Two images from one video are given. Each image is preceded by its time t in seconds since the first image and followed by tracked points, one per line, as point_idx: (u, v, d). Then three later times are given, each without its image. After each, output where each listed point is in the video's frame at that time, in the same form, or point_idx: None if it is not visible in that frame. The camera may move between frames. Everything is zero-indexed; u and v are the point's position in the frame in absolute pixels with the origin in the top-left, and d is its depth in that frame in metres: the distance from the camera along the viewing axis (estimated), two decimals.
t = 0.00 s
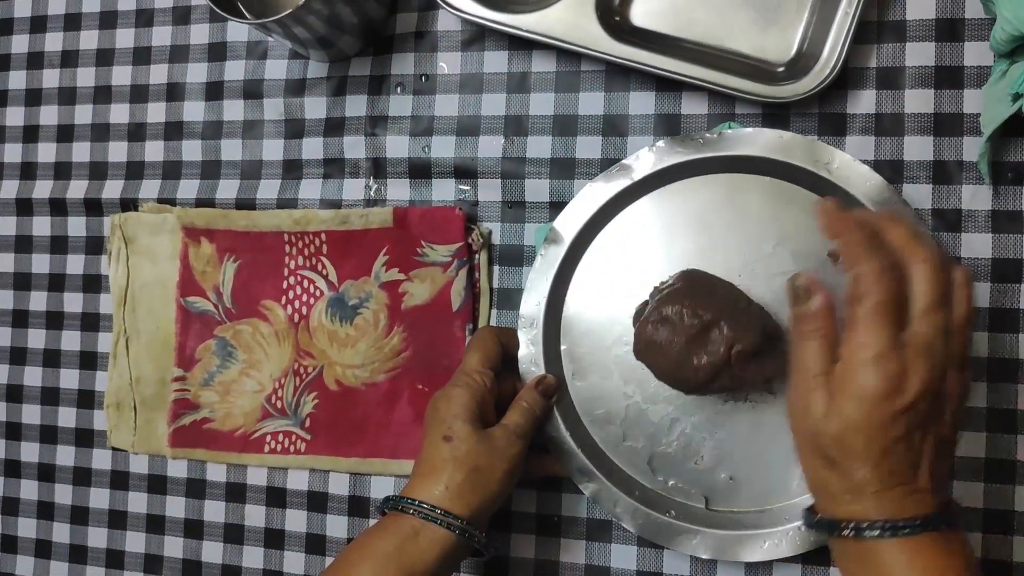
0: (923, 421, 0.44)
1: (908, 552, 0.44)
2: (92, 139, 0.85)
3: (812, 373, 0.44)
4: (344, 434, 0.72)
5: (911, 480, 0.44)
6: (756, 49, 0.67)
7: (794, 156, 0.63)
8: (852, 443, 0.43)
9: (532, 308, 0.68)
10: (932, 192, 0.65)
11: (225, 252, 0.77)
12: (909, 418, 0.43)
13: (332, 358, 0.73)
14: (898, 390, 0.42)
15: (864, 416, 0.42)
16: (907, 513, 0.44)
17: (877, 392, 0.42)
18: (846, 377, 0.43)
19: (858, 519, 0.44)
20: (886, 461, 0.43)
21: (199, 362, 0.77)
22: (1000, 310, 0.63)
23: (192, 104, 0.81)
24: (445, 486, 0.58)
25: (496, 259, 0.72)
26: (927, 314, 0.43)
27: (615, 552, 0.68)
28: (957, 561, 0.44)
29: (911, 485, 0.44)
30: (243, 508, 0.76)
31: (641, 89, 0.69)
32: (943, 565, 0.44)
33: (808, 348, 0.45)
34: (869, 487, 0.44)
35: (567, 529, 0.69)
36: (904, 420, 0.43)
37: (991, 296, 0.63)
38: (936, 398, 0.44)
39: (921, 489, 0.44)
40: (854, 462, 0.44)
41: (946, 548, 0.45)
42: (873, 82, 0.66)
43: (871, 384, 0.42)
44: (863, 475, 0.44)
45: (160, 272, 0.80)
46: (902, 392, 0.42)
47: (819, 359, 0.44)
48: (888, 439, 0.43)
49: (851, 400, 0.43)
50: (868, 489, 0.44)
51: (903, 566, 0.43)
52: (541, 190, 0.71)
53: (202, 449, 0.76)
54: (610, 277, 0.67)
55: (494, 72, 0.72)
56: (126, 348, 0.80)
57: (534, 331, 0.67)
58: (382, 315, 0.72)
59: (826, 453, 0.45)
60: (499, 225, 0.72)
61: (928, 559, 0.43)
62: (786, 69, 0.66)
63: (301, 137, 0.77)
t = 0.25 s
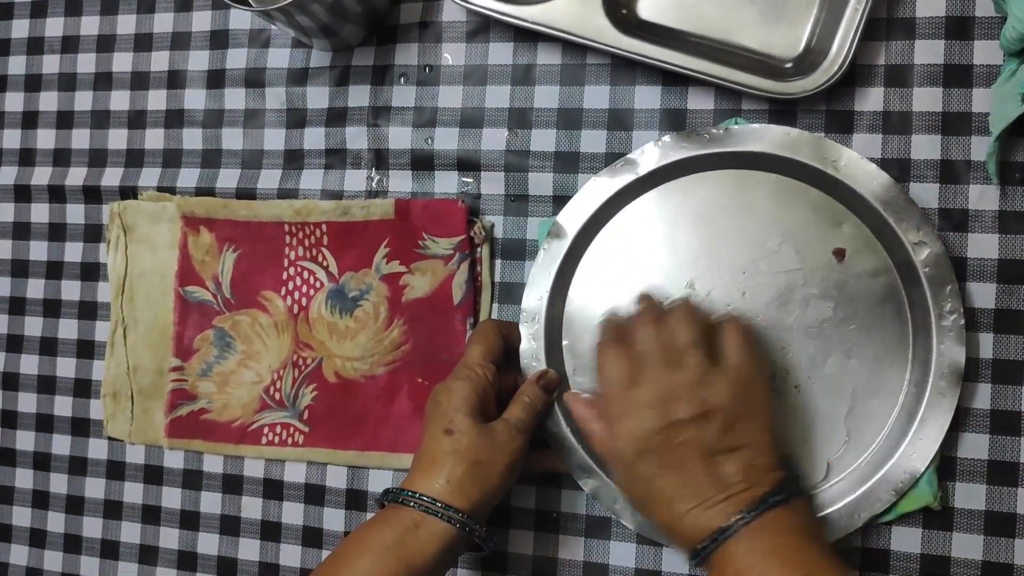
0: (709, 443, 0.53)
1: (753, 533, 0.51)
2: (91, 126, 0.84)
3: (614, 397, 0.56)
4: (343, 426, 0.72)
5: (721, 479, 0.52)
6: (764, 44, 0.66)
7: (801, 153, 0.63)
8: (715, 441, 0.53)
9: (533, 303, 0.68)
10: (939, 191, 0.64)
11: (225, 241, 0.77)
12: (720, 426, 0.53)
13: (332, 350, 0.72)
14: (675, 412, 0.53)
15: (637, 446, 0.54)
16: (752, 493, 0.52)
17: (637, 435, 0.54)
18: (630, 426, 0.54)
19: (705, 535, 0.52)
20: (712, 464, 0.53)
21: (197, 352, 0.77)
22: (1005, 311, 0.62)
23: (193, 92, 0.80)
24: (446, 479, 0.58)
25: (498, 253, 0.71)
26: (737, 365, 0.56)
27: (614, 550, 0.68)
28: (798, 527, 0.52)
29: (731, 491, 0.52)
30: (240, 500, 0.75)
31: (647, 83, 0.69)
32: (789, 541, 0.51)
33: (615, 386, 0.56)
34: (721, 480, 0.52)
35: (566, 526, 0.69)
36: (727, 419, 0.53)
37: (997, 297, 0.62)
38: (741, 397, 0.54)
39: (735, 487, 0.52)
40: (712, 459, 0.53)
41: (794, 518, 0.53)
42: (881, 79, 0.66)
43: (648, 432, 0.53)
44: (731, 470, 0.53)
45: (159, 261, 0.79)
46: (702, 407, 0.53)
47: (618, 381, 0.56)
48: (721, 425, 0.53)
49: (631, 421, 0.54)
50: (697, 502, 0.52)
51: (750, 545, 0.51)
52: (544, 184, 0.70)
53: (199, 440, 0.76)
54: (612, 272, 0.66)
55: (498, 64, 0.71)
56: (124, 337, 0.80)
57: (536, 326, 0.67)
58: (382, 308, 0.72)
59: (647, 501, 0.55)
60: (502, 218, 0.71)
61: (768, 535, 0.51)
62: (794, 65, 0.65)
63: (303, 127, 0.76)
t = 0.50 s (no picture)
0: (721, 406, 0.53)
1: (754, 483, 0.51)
2: (88, 118, 0.83)
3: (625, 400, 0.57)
4: (338, 423, 0.71)
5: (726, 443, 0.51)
6: (766, 41, 0.65)
7: (802, 152, 0.62)
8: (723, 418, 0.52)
9: (531, 301, 0.67)
10: (940, 191, 0.63)
11: (221, 236, 0.76)
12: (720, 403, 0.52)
13: (328, 347, 0.72)
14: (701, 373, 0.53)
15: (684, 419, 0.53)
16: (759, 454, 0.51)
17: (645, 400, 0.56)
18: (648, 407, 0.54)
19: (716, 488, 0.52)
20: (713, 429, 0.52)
21: (192, 347, 0.76)
22: (1006, 313, 0.62)
23: (191, 85, 0.79)
24: (440, 479, 0.58)
25: (496, 249, 0.71)
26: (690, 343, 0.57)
27: (610, 550, 0.67)
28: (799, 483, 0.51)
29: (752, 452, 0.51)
30: (234, 496, 0.75)
31: (647, 79, 0.68)
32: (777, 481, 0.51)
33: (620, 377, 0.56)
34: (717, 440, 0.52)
35: (562, 525, 0.68)
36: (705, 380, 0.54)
37: (998, 298, 0.62)
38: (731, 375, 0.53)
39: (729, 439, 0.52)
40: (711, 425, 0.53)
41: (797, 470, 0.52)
42: (884, 78, 0.65)
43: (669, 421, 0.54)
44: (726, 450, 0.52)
45: (154, 255, 0.78)
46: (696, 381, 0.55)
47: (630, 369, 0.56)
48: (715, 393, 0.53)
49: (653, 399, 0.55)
50: (712, 466, 0.51)
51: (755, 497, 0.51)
52: (543, 180, 0.70)
53: (194, 436, 0.75)
54: (611, 270, 0.66)
55: (498, 59, 0.71)
56: (119, 332, 0.79)
57: (533, 324, 0.67)
58: (379, 304, 0.71)
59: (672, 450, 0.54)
60: (500, 215, 0.70)
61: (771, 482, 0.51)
62: (796, 63, 0.65)
63: (301, 121, 0.75)
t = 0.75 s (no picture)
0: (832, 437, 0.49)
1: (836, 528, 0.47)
2: (80, 116, 0.83)
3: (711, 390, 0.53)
4: (329, 425, 0.71)
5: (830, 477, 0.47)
6: (763, 42, 0.65)
7: (797, 155, 0.62)
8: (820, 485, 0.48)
9: (524, 302, 0.67)
10: (937, 195, 0.63)
11: (213, 235, 0.76)
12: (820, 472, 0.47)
13: (319, 348, 0.71)
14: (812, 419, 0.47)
15: (787, 428, 0.47)
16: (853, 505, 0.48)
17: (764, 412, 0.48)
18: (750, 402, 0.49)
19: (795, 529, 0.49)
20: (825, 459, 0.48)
21: (183, 347, 0.76)
22: (1002, 318, 0.61)
23: (183, 83, 0.79)
24: (430, 484, 0.57)
25: (490, 250, 0.70)
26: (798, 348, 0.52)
27: (602, 554, 0.67)
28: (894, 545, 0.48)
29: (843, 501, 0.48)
30: (225, 497, 0.74)
31: (643, 80, 0.68)
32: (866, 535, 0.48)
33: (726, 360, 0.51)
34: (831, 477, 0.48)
35: (555, 529, 0.68)
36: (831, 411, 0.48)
37: (994, 303, 0.61)
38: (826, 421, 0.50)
39: (836, 479, 0.47)
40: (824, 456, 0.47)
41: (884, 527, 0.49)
42: (881, 80, 0.65)
43: (782, 429, 0.47)
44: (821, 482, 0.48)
45: (146, 254, 0.78)
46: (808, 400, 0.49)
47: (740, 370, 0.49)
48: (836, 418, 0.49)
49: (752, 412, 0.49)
50: (817, 524, 0.47)
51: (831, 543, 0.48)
52: (537, 182, 0.69)
53: (184, 437, 0.75)
54: (604, 271, 0.65)
55: (493, 59, 0.70)
56: (109, 331, 0.78)
57: (526, 326, 0.66)
58: (371, 305, 0.70)
59: (769, 500, 0.49)
60: (494, 215, 0.70)
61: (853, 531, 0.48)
62: (793, 65, 0.64)
63: (294, 120, 0.75)
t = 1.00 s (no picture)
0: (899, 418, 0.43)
1: (884, 540, 0.40)
2: (75, 115, 0.83)
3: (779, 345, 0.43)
4: (324, 426, 0.70)
5: (887, 465, 0.41)
6: (759, 43, 0.65)
7: (793, 156, 0.62)
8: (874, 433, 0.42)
9: (519, 303, 0.66)
10: (933, 197, 0.63)
11: (208, 235, 0.75)
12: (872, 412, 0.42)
13: (314, 348, 0.71)
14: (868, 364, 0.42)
15: (834, 381, 0.41)
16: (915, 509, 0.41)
17: (835, 375, 0.41)
18: (806, 352, 0.42)
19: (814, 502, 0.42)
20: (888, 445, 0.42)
21: (178, 347, 0.76)
22: (998, 321, 0.61)
23: (179, 82, 0.79)
24: (424, 485, 0.58)
25: (485, 251, 0.70)
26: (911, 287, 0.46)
27: (596, 556, 0.67)
28: None
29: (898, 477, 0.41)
30: (219, 497, 0.74)
31: (639, 80, 0.67)
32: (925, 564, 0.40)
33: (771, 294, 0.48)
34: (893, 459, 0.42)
35: (549, 531, 0.68)
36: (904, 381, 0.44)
37: (990, 306, 0.61)
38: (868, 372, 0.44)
39: (905, 478, 0.42)
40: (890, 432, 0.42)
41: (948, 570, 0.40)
42: (877, 81, 0.64)
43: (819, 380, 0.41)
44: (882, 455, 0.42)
45: (141, 253, 0.78)
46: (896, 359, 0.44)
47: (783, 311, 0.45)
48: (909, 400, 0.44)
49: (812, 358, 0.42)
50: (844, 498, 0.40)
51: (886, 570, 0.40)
52: (532, 182, 0.69)
53: (179, 437, 0.75)
54: (600, 273, 0.65)
55: (489, 58, 0.70)
56: (104, 330, 0.78)
57: (521, 326, 0.66)
58: (366, 305, 0.70)
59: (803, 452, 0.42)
60: (489, 216, 0.70)
61: (909, 555, 0.40)
62: (790, 66, 0.64)
63: (289, 119, 0.75)
